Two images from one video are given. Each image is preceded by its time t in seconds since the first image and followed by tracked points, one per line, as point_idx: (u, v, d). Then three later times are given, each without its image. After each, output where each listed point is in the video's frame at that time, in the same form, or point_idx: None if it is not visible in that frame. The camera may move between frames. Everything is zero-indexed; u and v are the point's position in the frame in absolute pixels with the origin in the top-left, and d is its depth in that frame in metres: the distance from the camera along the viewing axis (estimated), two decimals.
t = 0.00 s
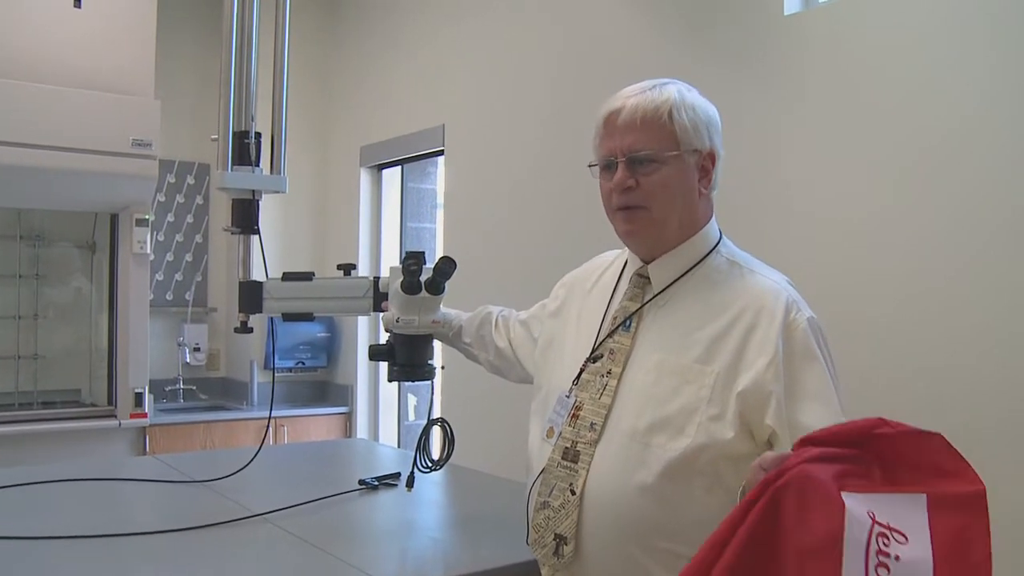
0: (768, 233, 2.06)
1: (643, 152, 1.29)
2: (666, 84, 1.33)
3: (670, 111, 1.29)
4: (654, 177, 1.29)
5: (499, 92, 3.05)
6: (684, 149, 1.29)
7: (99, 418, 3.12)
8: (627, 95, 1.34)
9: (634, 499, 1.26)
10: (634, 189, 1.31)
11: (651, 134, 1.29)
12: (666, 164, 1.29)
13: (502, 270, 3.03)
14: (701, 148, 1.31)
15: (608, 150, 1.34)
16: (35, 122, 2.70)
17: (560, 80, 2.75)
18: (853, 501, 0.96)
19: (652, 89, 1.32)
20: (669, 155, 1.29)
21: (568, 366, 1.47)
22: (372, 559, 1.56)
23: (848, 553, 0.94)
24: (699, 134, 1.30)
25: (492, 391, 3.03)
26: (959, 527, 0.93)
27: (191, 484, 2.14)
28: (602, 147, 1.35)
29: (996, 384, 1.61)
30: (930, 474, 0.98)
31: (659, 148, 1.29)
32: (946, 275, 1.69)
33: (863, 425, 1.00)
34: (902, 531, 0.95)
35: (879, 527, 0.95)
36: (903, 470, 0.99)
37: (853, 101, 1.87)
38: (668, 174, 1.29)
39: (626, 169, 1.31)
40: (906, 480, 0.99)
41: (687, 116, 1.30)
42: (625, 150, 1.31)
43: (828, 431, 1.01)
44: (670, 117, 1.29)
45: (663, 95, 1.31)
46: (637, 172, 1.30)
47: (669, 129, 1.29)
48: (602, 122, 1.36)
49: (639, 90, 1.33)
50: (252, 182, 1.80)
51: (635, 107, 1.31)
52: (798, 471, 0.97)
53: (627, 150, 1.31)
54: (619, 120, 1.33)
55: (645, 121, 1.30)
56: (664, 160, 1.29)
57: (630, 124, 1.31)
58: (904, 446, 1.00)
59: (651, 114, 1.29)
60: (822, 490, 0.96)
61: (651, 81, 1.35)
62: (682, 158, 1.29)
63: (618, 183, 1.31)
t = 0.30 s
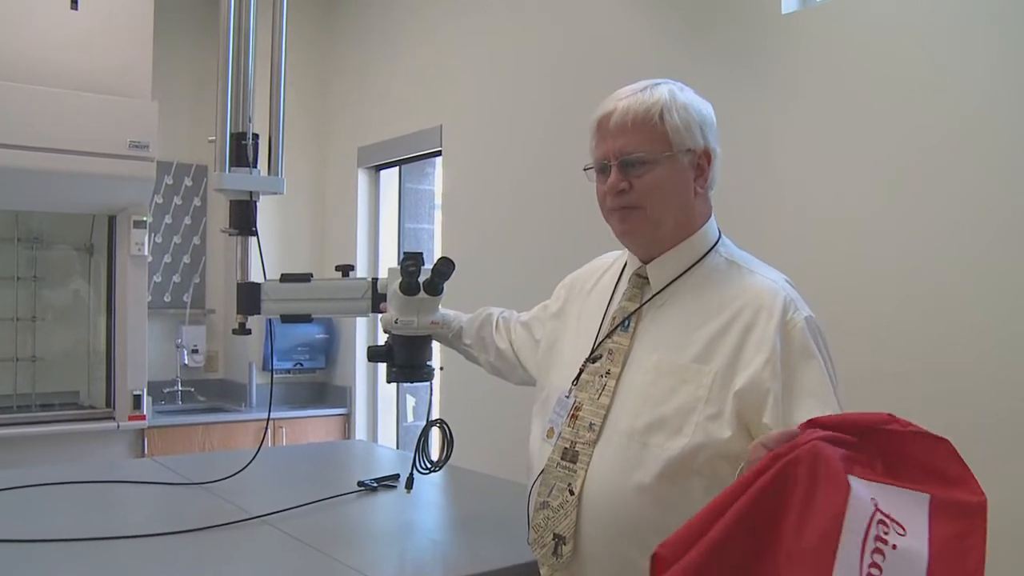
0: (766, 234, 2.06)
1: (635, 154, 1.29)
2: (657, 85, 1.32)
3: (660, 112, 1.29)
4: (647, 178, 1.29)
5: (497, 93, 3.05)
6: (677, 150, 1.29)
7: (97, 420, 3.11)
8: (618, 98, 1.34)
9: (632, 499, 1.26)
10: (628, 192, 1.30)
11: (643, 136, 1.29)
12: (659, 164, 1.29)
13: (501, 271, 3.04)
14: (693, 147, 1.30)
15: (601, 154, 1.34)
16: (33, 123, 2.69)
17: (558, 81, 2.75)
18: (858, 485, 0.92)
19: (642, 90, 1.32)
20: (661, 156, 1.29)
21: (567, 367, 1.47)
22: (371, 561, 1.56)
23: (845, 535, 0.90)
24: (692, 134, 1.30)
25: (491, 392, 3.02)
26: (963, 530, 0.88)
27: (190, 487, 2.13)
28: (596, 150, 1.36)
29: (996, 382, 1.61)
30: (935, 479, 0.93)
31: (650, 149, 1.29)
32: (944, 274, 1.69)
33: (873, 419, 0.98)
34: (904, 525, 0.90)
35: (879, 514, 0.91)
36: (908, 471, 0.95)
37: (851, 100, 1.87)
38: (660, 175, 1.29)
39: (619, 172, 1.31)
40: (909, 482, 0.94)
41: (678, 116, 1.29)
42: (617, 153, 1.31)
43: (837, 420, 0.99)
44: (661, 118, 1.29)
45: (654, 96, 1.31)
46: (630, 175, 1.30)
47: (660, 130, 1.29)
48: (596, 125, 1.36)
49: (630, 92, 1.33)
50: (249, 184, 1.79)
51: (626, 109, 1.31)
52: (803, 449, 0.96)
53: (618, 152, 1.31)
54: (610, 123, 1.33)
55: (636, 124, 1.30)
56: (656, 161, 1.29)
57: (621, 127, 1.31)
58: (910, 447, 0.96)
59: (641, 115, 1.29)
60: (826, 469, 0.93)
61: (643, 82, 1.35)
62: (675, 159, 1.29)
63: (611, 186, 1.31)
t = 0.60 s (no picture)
0: (766, 236, 2.06)
1: (619, 165, 1.30)
2: (639, 92, 1.32)
3: (640, 120, 1.29)
4: (632, 188, 1.29)
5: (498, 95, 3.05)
6: (661, 157, 1.29)
7: (96, 422, 3.10)
8: (602, 109, 1.35)
9: (630, 503, 1.25)
10: (615, 203, 1.31)
11: (625, 147, 1.30)
12: (643, 173, 1.29)
13: (501, 273, 3.04)
14: (678, 152, 1.30)
15: (587, 166, 1.35)
16: (34, 125, 2.69)
17: (559, 83, 2.75)
18: (931, 399, 0.92)
19: (625, 100, 1.33)
20: (645, 165, 1.29)
21: (567, 370, 1.47)
22: (370, 564, 1.55)
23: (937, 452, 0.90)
24: (676, 139, 1.29)
25: (491, 395, 3.02)
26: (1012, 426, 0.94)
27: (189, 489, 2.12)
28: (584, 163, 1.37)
29: (997, 384, 1.60)
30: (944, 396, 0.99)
31: (633, 159, 1.29)
32: (944, 277, 1.69)
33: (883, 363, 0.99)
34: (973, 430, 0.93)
35: (954, 424, 0.92)
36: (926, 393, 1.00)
37: (851, 103, 1.87)
38: (645, 183, 1.29)
39: (605, 183, 1.32)
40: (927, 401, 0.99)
41: (660, 123, 1.29)
42: (602, 165, 1.32)
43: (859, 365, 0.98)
44: (642, 127, 1.29)
45: (636, 105, 1.31)
46: (615, 186, 1.31)
47: (642, 138, 1.29)
48: (584, 138, 1.37)
49: (612, 103, 1.33)
50: (250, 186, 1.79)
51: (607, 121, 1.31)
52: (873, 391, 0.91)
53: (602, 165, 1.32)
54: (595, 136, 1.34)
55: (618, 135, 1.30)
56: (640, 170, 1.29)
57: (605, 139, 1.32)
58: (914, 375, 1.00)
59: (623, 126, 1.30)
60: (901, 397, 0.91)
61: (627, 91, 1.35)
62: (660, 166, 1.29)
63: (598, 198, 1.33)
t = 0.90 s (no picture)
0: (764, 242, 2.06)
1: (612, 172, 1.29)
2: (635, 99, 1.32)
3: (635, 127, 1.29)
4: (624, 195, 1.29)
5: (496, 101, 3.05)
6: (654, 164, 1.28)
7: (95, 428, 3.10)
8: (597, 114, 1.34)
9: (624, 509, 1.25)
10: (607, 209, 1.31)
11: (618, 153, 1.30)
12: (635, 180, 1.28)
13: (500, 279, 3.04)
14: (671, 160, 1.29)
15: (581, 172, 1.35)
16: (33, 131, 2.69)
17: (557, 89, 2.76)
18: (870, 430, 0.87)
19: (621, 106, 1.32)
20: (638, 172, 1.28)
21: (564, 377, 1.48)
22: (368, 570, 1.55)
23: (880, 485, 0.86)
24: (670, 146, 1.29)
25: (491, 401, 3.02)
26: (973, 424, 0.90)
27: (188, 496, 2.12)
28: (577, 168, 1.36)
29: (998, 388, 1.60)
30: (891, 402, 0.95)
31: (627, 166, 1.29)
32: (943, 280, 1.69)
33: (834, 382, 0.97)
34: (923, 452, 0.87)
35: (897, 451, 0.87)
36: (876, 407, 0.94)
37: (848, 108, 1.87)
38: (637, 190, 1.29)
39: (597, 190, 1.32)
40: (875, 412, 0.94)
41: (654, 130, 1.28)
42: (595, 171, 1.32)
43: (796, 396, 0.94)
44: (636, 134, 1.28)
45: (631, 112, 1.30)
46: (608, 192, 1.31)
47: (635, 146, 1.29)
48: (577, 143, 1.37)
49: (608, 109, 1.33)
50: (246, 192, 1.79)
51: (602, 127, 1.31)
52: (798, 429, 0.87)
53: (595, 171, 1.31)
54: (588, 141, 1.33)
55: (612, 141, 1.30)
56: (633, 178, 1.29)
57: (598, 145, 1.31)
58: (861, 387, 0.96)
59: (617, 132, 1.29)
60: (831, 432, 0.86)
61: (623, 97, 1.35)
62: (653, 173, 1.28)
63: (590, 204, 1.32)
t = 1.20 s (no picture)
0: (765, 241, 2.06)
1: (631, 163, 1.28)
2: (654, 93, 1.31)
3: (657, 120, 1.27)
4: (643, 187, 1.28)
5: (497, 100, 3.05)
6: (673, 159, 1.28)
7: (97, 426, 3.10)
8: (615, 106, 1.32)
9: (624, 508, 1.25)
10: (624, 201, 1.29)
11: (638, 145, 1.28)
12: (655, 174, 1.27)
13: (502, 278, 3.04)
14: (689, 156, 1.29)
15: (597, 162, 1.32)
16: (34, 129, 2.69)
17: (558, 87, 2.76)
18: None
19: (639, 100, 1.31)
20: (657, 165, 1.27)
21: (566, 374, 1.48)
22: (368, 568, 1.55)
23: None
24: (688, 143, 1.29)
25: (492, 399, 3.02)
26: None
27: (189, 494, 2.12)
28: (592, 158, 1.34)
29: (998, 388, 1.59)
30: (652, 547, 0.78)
31: (646, 158, 1.27)
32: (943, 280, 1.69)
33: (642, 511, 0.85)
34: None
35: None
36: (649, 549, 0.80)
37: (848, 106, 1.87)
38: (656, 184, 1.28)
39: (614, 180, 1.30)
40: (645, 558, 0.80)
41: (675, 125, 1.28)
42: (613, 162, 1.30)
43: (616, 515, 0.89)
44: (657, 127, 1.27)
45: (651, 105, 1.29)
46: (626, 183, 1.29)
47: (656, 139, 1.27)
48: (592, 133, 1.34)
49: (627, 101, 1.31)
50: (247, 190, 1.79)
51: (622, 118, 1.29)
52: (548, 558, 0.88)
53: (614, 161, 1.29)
54: (607, 132, 1.31)
55: (632, 132, 1.28)
56: (652, 171, 1.28)
57: (618, 136, 1.29)
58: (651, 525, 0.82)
59: (638, 124, 1.28)
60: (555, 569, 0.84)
61: (639, 91, 1.33)
62: (671, 168, 1.28)
63: (607, 195, 1.30)
